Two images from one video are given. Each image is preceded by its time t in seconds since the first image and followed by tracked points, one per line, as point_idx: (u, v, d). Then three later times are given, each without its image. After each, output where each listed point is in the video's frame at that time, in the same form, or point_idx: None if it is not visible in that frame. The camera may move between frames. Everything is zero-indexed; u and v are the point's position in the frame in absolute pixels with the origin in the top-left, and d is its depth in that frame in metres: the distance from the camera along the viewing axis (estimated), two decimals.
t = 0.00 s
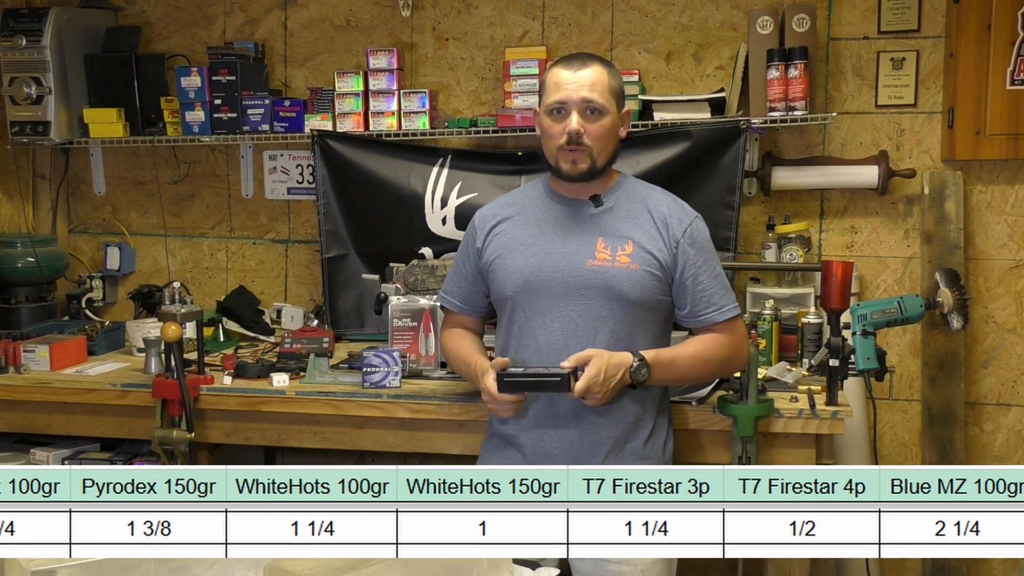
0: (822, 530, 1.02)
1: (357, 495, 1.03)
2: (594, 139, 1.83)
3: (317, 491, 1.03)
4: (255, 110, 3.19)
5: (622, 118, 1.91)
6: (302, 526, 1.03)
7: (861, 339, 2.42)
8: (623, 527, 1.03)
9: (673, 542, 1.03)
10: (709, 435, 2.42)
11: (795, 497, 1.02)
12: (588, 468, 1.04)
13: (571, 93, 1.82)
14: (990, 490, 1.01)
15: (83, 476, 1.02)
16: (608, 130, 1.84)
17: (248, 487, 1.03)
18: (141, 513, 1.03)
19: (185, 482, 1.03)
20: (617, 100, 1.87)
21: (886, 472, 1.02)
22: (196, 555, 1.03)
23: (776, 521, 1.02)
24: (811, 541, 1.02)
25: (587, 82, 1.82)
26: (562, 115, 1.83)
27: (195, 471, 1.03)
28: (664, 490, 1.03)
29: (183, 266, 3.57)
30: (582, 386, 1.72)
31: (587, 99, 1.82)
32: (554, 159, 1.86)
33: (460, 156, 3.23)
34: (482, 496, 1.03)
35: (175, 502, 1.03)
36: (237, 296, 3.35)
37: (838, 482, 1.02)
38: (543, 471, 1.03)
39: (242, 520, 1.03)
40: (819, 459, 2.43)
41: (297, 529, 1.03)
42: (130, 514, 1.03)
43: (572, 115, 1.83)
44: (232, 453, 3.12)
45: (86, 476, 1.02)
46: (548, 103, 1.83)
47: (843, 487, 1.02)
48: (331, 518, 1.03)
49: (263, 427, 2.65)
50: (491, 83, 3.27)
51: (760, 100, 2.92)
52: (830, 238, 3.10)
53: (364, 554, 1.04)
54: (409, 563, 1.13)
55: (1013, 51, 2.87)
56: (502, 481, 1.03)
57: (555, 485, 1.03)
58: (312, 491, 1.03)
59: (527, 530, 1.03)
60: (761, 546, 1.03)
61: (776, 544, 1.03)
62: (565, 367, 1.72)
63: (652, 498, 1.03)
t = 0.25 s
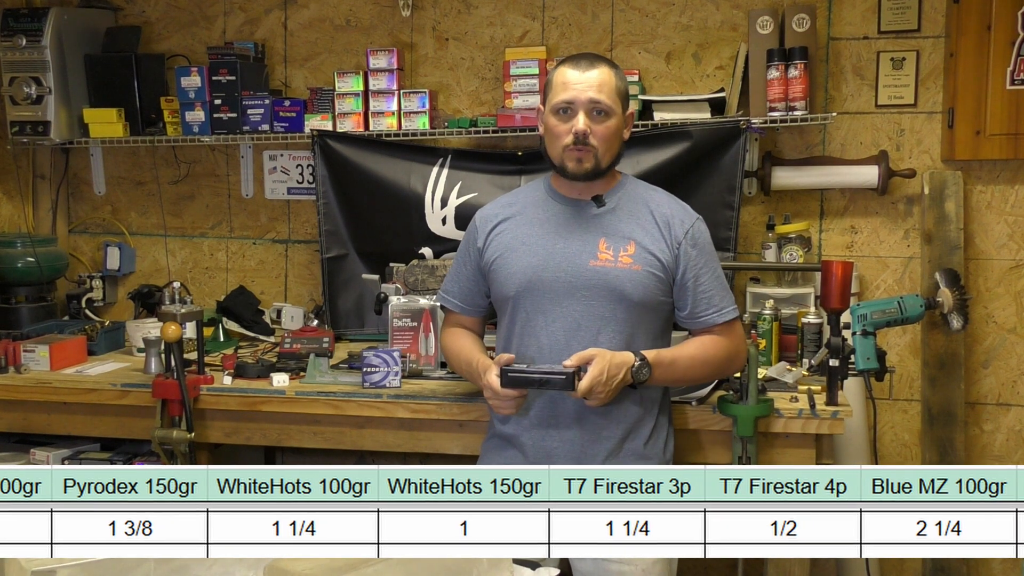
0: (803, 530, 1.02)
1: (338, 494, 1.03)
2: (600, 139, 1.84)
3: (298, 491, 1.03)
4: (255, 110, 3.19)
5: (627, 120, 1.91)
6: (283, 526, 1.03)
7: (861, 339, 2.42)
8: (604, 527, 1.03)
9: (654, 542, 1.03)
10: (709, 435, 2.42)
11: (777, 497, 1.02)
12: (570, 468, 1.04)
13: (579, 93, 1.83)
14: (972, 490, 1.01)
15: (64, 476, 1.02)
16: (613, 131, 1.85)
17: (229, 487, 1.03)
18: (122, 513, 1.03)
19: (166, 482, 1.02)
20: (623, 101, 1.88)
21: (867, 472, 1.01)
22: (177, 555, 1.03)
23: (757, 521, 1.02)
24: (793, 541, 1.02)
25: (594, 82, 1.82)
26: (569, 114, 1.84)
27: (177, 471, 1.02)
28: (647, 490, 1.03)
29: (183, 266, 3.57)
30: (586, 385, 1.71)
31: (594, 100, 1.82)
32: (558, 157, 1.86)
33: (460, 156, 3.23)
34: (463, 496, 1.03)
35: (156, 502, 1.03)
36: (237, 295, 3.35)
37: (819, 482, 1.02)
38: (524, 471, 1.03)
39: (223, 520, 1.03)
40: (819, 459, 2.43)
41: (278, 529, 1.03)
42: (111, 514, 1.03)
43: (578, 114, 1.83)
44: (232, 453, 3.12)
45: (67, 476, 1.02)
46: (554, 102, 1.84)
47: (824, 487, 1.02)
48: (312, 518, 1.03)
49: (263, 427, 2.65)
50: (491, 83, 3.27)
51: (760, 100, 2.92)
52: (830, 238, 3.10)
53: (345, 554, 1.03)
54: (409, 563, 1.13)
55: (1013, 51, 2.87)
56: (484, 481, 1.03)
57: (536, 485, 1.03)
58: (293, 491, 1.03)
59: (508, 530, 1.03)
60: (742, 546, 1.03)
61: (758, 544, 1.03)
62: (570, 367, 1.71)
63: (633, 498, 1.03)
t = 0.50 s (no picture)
0: (785, 530, 1.02)
1: (320, 494, 1.03)
2: (598, 137, 1.84)
3: (280, 491, 1.03)
4: (255, 110, 3.19)
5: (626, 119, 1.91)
6: (264, 526, 1.03)
7: (861, 339, 2.42)
8: (586, 527, 1.03)
9: (636, 542, 1.03)
10: (709, 435, 2.42)
11: (758, 497, 1.02)
12: (552, 468, 1.03)
13: (577, 91, 1.83)
14: (953, 490, 1.01)
15: (46, 476, 1.02)
16: (611, 129, 1.85)
17: (211, 486, 1.03)
18: (104, 513, 1.02)
19: (148, 481, 1.02)
20: (621, 100, 1.88)
21: (848, 472, 1.01)
22: (159, 555, 1.03)
23: (738, 521, 1.02)
24: (774, 541, 1.02)
25: (592, 80, 1.83)
26: (567, 113, 1.84)
27: (158, 471, 1.02)
28: (628, 490, 1.03)
29: (183, 266, 3.57)
30: (587, 384, 1.71)
31: (592, 98, 1.82)
32: (557, 156, 1.86)
33: (460, 156, 3.23)
34: (445, 495, 1.03)
35: (138, 502, 1.03)
36: (237, 295, 3.35)
37: (800, 482, 1.02)
38: (506, 471, 1.03)
39: (205, 520, 1.02)
40: (819, 459, 2.43)
41: (260, 529, 1.03)
42: (93, 514, 1.02)
43: (577, 112, 1.84)
44: (231, 453, 3.12)
45: (49, 476, 1.02)
46: (552, 100, 1.84)
47: (806, 487, 1.02)
48: (294, 518, 1.03)
49: (263, 427, 2.65)
50: (491, 83, 3.27)
51: (760, 100, 2.92)
52: (831, 238, 3.10)
53: (327, 554, 1.03)
54: (410, 563, 1.13)
55: (1013, 51, 2.87)
56: (465, 480, 1.03)
57: (518, 484, 1.03)
58: (274, 491, 1.03)
59: (490, 530, 1.02)
60: (723, 546, 1.03)
61: (740, 544, 1.03)
62: (571, 365, 1.71)
63: (615, 498, 1.03)
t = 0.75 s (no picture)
0: (766, 530, 1.01)
1: (301, 494, 1.02)
2: (589, 141, 1.83)
3: (262, 491, 1.02)
4: (255, 110, 3.19)
5: (618, 118, 1.90)
6: (246, 526, 1.02)
7: (861, 339, 2.42)
8: (567, 527, 1.03)
9: (617, 542, 1.02)
10: (710, 435, 2.42)
11: (740, 497, 1.01)
12: (533, 468, 1.03)
13: (565, 96, 1.81)
14: (935, 490, 1.01)
15: (26, 476, 1.01)
16: (602, 131, 1.84)
17: (191, 487, 1.02)
18: (85, 512, 1.02)
19: (129, 481, 1.02)
20: (611, 101, 1.86)
21: (830, 472, 1.01)
22: (139, 554, 1.02)
23: (719, 521, 1.02)
24: (755, 541, 1.02)
25: (580, 84, 1.81)
26: (556, 118, 1.82)
27: (139, 471, 1.02)
28: (609, 490, 1.03)
29: (183, 266, 3.57)
30: (585, 391, 1.71)
31: (581, 103, 1.81)
32: (549, 161, 1.86)
33: (460, 156, 3.23)
34: (426, 495, 1.02)
35: (118, 502, 1.02)
36: (237, 296, 3.35)
37: (782, 482, 1.01)
38: (486, 471, 1.02)
39: (186, 520, 1.02)
40: (819, 459, 2.44)
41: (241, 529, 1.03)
42: (74, 514, 1.02)
43: (566, 117, 1.82)
44: (231, 453, 3.12)
45: (30, 476, 1.01)
46: (542, 106, 1.82)
47: (787, 487, 1.01)
48: (275, 518, 1.02)
49: (263, 427, 2.65)
50: (491, 83, 3.27)
51: (760, 100, 2.92)
52: (831, 238, 3.10)
53: (308, 554, 1.03)
54: (410, 564, 1.13)
55: (1013, 51, 2.87)
56: (446, 480, 1.02)
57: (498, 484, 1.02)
58: (256, 491, 1.02)
59: (470, 530, 1.02)
60: (704, 546, 1.02)
61: (721, 544, 1.02)
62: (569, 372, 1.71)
63: (596, 498, 1.03)
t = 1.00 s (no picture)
0: (747, 530, 1.02)
1: (282, 494, 1.02)
2: (568, 146, 1.80)
3: (242, 491, 1.03)
4: (255, 110, 3.19)
5: (601, 115, 1.85)
6: (226, 525, 1.02)
7: (861, 339, 2.42)
8: (548, 527, 1.03)
9: (598, 541, 1.03)
10: (710, 435, 2.42)
11: (720, 497, 1.02)
12: (514, 467, 1.03)
13: (541, 101, 1.78)
14: (916, 490, 1.01)
15: (8, 476, 1.01)
16: (583, 134, 1.80)
17: (173, 486, 1.02)
18: (66, 512, 1.02)
19: (110, 481, 1.02)
20: (592, 101, 1.82)
21: (811, 472, 1.01)
22: (120, 554, 1.02)
23: (700, 520, 1.02)
24: (736, 540, 1.02)
25: (556, 88, 1.78)
26: (535, 125, 1.80)
27: (121, 471, 1.02)
28: (590, 490, 1.03)
29: (183, 266, 3.57)
30: (578, 401, 1.72)
31: (557, 108, 1.78)
32: (534, 166, 1.85)
33: (460, 156, 3.23)
34: (408, 495, 1.03)
35: (100, 502, 1.02)
36: (237, 296, 3.35)
37: (763, 482, 1.02)
38: (468, 470, 1.02)
39: (167, 520, 1.02)
40: (819, 459, 2.44)
41: (222, 529, 1.03)
42: (56, 514, 1.02)
43: (544, 123, 1.80)
44: (231, 453, 3.12)
45: (11, 476, 1.02)
46: (520, 113, 1.81)
47: (768, 487, 1.02)
48: (256, 518, 1.02)
49: (263, 427, 2.65)
50: (491, 83, 3.27)
51: (760, 100, 2.92)
52: (831, 238, 3.11)
53: (289, 554, 1.03)
54: (411, 563, 1.13)
55: (1013, 51, 2.88)
56: (428, 480, 1.02)
57: (480, 484, 1.02)
58: (237, 491, 1.03)
59: (452, 529, 1.03)
60: (685, 545, 1.02)
61: (702, 544, 1.03)
62: (561, 384, 1.72)
63: (577, 498, 1.03)
